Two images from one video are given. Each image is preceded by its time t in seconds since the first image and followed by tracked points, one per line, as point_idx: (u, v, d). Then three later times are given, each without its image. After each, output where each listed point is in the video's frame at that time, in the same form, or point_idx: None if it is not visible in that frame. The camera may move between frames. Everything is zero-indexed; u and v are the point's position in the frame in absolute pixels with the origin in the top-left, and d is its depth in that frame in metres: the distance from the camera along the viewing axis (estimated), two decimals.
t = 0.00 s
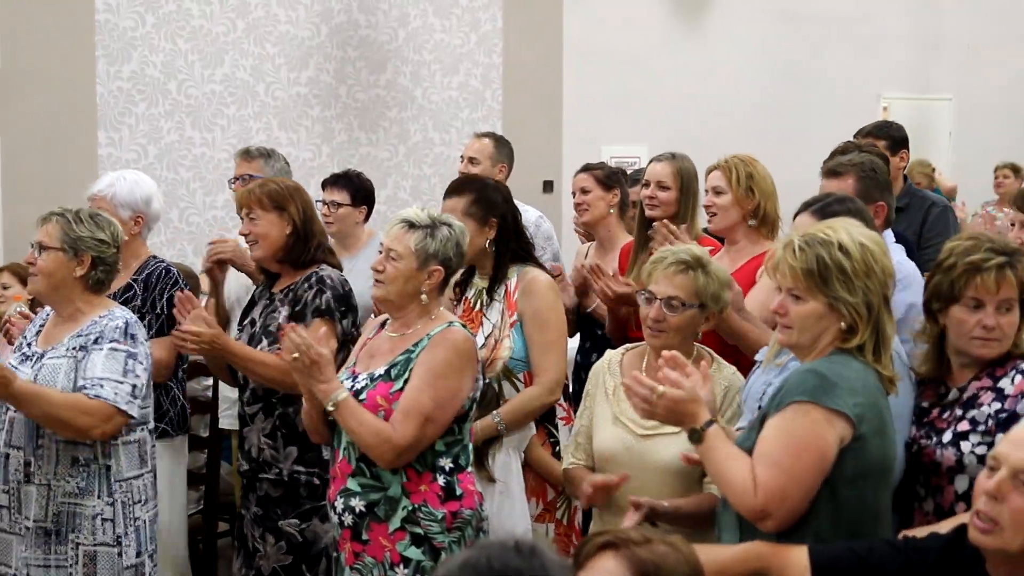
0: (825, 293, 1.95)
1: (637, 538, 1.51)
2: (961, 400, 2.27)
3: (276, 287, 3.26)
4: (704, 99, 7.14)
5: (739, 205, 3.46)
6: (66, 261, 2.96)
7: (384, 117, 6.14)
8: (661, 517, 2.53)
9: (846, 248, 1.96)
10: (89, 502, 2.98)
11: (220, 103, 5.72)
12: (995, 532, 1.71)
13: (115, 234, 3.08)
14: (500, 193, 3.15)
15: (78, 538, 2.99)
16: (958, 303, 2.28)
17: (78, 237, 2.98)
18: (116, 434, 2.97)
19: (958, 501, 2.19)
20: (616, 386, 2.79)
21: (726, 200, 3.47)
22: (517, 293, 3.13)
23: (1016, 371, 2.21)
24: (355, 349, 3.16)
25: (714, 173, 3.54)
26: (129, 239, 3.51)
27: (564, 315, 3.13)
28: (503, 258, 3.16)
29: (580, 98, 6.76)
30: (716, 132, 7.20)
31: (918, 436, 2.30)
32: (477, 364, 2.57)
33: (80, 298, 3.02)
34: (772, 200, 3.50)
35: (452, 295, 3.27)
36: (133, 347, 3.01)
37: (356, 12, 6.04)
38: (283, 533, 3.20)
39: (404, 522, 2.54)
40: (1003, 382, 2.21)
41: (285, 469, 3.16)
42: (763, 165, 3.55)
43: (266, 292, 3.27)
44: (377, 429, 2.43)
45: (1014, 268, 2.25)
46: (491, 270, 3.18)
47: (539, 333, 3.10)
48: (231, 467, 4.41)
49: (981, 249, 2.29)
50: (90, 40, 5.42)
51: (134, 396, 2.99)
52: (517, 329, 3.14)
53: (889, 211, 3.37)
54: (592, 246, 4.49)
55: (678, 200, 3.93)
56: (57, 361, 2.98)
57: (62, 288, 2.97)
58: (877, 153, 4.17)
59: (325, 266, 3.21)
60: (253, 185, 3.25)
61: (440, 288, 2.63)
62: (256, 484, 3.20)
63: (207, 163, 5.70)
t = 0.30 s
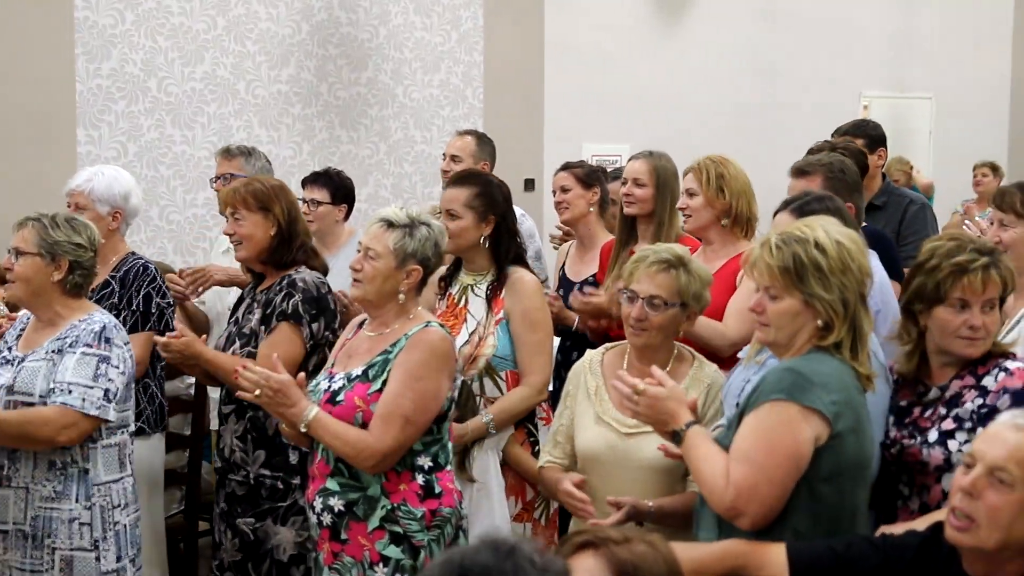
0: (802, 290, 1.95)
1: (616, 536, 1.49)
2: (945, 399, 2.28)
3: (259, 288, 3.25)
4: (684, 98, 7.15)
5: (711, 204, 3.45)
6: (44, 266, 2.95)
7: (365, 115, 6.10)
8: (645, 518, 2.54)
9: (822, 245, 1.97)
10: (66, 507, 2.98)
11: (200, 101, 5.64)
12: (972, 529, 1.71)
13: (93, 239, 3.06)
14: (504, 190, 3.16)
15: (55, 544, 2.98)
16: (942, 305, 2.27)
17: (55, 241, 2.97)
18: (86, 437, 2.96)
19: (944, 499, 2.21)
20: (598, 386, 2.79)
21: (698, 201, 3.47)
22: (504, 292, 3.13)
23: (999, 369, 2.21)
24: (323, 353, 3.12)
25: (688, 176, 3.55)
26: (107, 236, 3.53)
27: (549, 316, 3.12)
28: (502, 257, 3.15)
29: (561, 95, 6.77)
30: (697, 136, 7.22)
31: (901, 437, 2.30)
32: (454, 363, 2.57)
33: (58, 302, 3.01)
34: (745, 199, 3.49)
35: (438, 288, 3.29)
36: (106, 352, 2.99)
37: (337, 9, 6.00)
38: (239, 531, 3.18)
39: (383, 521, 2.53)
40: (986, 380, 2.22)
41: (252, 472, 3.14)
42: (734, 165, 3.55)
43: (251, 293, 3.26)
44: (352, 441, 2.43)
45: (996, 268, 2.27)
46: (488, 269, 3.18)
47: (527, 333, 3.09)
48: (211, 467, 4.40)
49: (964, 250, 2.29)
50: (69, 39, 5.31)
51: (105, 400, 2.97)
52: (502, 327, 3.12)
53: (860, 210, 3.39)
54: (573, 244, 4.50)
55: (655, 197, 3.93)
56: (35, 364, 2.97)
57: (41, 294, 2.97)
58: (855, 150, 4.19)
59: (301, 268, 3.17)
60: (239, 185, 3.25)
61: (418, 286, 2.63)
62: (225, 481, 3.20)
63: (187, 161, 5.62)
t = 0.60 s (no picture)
0: (766, 291, 1.96)
1: (585, 539, 1.49)
2: (925, 399, 2.30)
3: (231, 288, 3.21)
4: (653, 100, 7.17)
5: (682, 205, 3.46)
6: (7, 259, 2.94)
7: (336, 115, 6.09)
8: (627, 516, 2.48)
9: (786, 246, 1.97)
10: (37, 498, 2.98)
11: (170, 101, 5.61)
12: (935, 530, 1.72)
13: (59, 235, 3.05)
14: (478, 190, 3.22)
15: (27, 537, 2.97)
16: (922, 310, 2.26)
17: (21, 235, 2.96)
18: (40, 425, 2.94)
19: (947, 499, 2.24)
20: (565, 389, 2.79)
21: (670, 199, 3.47)
22: (473, 288, 3.13)
23: (989, 369, 2.27)
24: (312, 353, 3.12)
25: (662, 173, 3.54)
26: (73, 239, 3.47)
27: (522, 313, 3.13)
28: (474, 254, 3.17)
29: (534, 96, 6.76)
30: (671, 137, 7.25)
31: (886, 434, 2.32)
32: (422, 365, 2.57)
33: (20, 297, 2.99)
34: (716, 201, 3.49)
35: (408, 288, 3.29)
36: (68, 341, 2.98)
37: (308, 10, 5.98)
38: (212, 532, 3.16)
39: (349, 521, 2.53)
40: (977, 381, 2.26)
41: (231, 474, 3.11)
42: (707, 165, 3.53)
43: (219, 292, 3.23)
44: (324, 433, 2.41)
45: (974, 272, 2.27)
46: (458, 266, 3.20)
47: (502, 326, 3.09)
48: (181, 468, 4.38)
49: (944, 255, 2.28)
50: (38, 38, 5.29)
51: (66, 388, 2.95)
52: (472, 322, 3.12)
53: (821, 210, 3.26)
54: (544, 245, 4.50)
55: (623, 196, 3.93)
56: None
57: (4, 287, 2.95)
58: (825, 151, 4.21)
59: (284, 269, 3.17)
60: (208, 187, 3.19)
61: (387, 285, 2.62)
62: (198, 483, 3.16)
63: (158, 161, 5.58)
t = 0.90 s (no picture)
0: (741, 291, 1.96)
1: (567, 539, 1.48)
2: (942, 393, 2.30)
3: (206, 289, 3.19)
4: (630, 100, 7.17)
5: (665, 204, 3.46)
6: None
7: (314, 115, 6.07)
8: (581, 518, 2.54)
9: (761, 246, 1.97)
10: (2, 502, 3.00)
11: (146, 100, 5.57)
12: (909, 529, 1.72)
13: (29, 233, 3.02)
14: (451, 189, 3.22)
15: None
16: (911, 307, 2.28)
17: None
18: (14, 427, 2.97)
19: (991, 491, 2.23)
20: (537, 387, 2.78)
21: (654, 199, 3.47)
22: (447, 284, 3.13)
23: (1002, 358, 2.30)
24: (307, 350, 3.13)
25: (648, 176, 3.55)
26: (42, 237, 3.48)
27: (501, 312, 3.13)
28: (447, 250, 3.18)
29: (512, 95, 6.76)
30: (648, 136, 7.25)
31: (910, 426, 2.30)
32: (398, 365, 2.56)
33: None
34: (701, 201, 3.48)
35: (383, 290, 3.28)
36: (35, 343, 2.97)
37: (285, 9, 5.97)
38: (223, 537, 3.11)
39: (327, 522, 2.53)
40: (991, 370, 2.30)
41: (236, 475, 3.10)
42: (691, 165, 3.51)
43: (192, 293, 3.21)
44: (289, 448, 2.42)
45: (960, 266, 2.28)
46: (432, 263, 3.19)
47: (479, 322, 3.10)
48: (157, 469, 4.37)
49: (929, 251, 2.30)
50: (14, 37, 5.26)
51: (35, 392, 2.96)
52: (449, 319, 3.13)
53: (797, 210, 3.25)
54: (522, 244, 4.50)
55: (600, 196, 3.93)
56: None
57: None
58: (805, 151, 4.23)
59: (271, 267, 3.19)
60: (180, 187, 3.17)
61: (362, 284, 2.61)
62: (197, 489, 3.11)
63: (134, 161, 5.56)
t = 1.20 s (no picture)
0: (722, 293, 1.96)
1: (546, 542, 1.48)
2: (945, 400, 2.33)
3: (189, 294, 3.18)
4: (610, 100, 7.17)
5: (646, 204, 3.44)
6: None
7: (294, 115, 6.06)
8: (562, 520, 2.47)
9: (740, 246, 1.97)
10: None
11: (126, 100, 5.54)
12: (885, 528, 1.73)
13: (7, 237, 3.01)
14: (438, 191, 3.22)
15: None
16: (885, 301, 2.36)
17: None
18: None
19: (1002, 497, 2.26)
20: (511, 386, 2.78)
21: (633, 199, 3.47)
22: (433, 291, 3.11)
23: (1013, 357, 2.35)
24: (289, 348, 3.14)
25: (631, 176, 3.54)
26: (18, 240, 3.47)
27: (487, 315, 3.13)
28: (433, 255, 3.17)
29: (493, 94, 6.75)
30: (628, 135, 7.26)
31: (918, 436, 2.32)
32: (377, 367, 2.56)
33: None
34: (683, 200, 3.48)
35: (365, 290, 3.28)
36: (11, 346, 2.95)
37: (265, 8, 5.95)
38: (218, 540, 3.10)
39: (304, 522, 2.52)
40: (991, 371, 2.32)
41: (221, 481, 3.09)
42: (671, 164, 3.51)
43: (174, 300, 3.20)
44: (284, 449, 2.41)
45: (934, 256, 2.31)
46: (416, 266, 3.19)
47: (472, 330, 3.09)
48: (136, 469, 4.36)
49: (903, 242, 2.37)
50: None
51: (16, 394, 2.95)
52: (436, 325, 3.11)
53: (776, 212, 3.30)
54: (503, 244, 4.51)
55: (582, 196, 3.93)
56: None
57: None
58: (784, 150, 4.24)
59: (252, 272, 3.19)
60: (162, 193, 3.15)
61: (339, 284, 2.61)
62: (185, 495, 3.10)
63: (113, 161, 5.53)
